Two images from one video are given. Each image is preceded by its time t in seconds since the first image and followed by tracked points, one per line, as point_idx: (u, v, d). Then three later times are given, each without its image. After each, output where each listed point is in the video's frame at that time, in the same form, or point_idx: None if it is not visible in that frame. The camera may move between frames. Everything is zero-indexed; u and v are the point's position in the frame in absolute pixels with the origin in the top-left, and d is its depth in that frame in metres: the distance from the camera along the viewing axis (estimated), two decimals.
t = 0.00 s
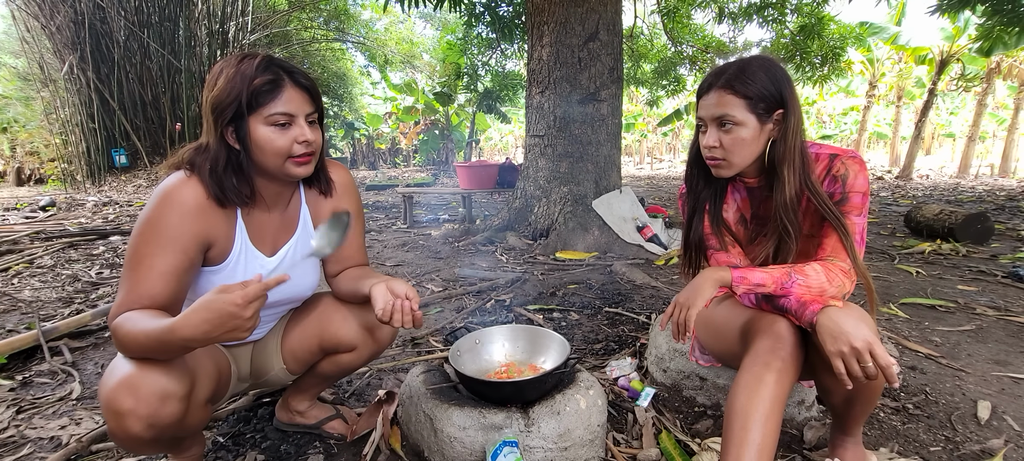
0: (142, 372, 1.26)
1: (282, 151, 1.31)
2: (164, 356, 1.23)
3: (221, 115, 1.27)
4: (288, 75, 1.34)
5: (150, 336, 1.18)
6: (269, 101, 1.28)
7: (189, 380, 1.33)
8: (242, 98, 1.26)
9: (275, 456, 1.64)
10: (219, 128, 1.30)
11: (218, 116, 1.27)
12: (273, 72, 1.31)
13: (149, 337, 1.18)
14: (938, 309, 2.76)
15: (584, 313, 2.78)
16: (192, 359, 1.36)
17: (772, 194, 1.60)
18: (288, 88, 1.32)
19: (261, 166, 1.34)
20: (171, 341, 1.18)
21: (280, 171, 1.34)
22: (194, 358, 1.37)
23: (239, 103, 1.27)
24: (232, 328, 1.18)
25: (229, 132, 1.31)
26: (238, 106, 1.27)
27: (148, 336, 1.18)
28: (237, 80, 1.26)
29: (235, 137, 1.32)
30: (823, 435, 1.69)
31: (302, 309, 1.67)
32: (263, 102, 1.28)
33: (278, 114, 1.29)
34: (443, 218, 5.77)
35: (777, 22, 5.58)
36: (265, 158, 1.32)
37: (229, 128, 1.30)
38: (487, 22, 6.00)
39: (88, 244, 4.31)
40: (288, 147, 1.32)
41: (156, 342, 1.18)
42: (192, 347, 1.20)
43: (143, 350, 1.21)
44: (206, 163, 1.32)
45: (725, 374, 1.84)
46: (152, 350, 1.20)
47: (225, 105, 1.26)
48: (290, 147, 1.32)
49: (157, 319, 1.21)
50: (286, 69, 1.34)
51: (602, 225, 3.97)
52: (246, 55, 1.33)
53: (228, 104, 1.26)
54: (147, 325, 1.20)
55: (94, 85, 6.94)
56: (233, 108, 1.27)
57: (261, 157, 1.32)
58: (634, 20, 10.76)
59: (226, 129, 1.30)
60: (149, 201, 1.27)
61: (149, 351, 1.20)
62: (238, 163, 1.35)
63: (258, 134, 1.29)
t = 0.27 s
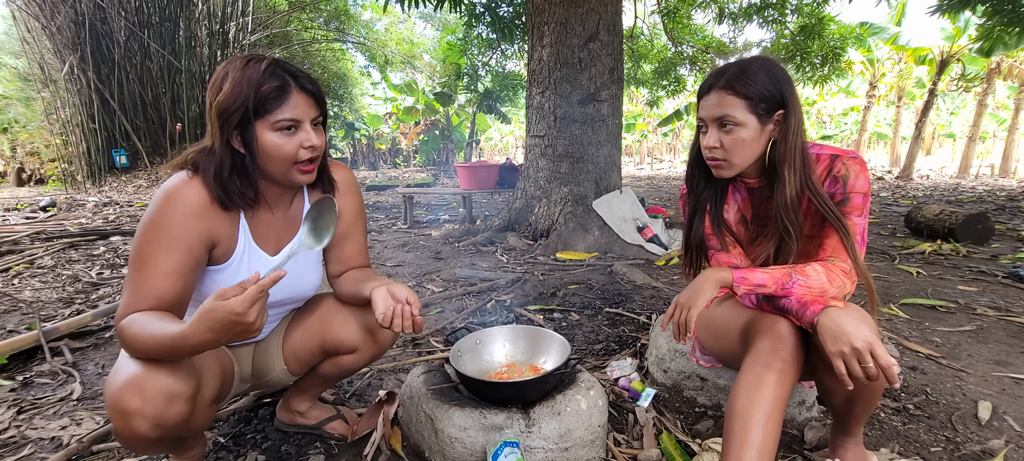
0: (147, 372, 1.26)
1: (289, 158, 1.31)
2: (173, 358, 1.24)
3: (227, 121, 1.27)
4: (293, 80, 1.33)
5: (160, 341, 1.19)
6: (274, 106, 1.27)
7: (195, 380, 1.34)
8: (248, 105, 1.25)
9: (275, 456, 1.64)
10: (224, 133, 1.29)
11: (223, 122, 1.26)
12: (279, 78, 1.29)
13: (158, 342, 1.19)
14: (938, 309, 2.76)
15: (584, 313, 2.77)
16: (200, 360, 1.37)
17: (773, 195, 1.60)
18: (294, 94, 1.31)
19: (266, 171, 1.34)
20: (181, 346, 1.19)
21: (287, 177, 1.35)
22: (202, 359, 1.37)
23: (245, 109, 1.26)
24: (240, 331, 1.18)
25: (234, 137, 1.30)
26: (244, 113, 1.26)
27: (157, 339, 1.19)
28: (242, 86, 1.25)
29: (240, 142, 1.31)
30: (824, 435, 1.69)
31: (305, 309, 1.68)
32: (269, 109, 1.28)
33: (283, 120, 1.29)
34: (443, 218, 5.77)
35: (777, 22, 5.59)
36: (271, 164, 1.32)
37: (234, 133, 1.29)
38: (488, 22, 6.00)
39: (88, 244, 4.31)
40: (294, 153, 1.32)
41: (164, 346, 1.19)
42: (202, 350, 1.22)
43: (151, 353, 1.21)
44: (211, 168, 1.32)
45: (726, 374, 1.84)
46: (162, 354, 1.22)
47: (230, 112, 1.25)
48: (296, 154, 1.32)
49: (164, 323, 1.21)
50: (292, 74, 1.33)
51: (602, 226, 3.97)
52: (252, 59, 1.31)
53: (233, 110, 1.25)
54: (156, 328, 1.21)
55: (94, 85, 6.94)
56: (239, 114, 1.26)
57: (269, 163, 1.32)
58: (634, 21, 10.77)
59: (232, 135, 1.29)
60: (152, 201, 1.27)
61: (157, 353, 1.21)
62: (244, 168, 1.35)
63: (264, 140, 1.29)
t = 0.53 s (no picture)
0: (153, 373, 1.26)
1: (295, 164, 1.32)
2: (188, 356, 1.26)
3: (232, 131, 1.26)
4: (297, 86, 1.32)
5: (178, 341, 1.22)
6: (280, 114, 1.27)
7: (201, 381, 1.34)
8: (254, 113, 1.25)
9: (275, 457, 1.64)
10: (229, 142, 1.28)
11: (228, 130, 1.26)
12: (282, 86, 1.29)
13: (179, 343, 1.22)
14: (938, 310, 2.76)
15: (584, 313, 2.78)
16: (208, 361, 1.38)
17: (773, 195, 1.61)
18: (298, 101, 1.31)
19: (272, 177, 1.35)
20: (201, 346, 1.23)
21: (292, 182, 1.36)
22: (209, 359, 1.38)
23: (251, 117, 1.25)
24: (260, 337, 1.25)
25: (240, 147, 1.29)
26: (250, 121, 1.26)
27: (174, 337, 1.22)
28: (247, 94, 1.24)
29: (245, 151, 1.31)
30: (824, 435, 1.69)
31: (305, 310, 1.67)
32: (274, 117, 1.27)
33: (288, 128, 1.29)
34: (443, 219, 5.77)
35: (777, 23, 5.60)
36: (277, 171, 1.33)
37: (239, 141, 1.28)
38: (488, 22, 6.00)
39: (88, 244, 4.31)
40: (300, 159, 1.33)
41: (185, 346, 1.23)
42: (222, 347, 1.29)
43: (167, 353, 1.24)
44: (214, 175, 1.31)
45: (726, 375, 1.84)
46: (180, 354, 1.24)
47: (235, 121, 1.25)
48: (302, 160, 1.33)
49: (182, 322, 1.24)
50: (295, 81, 1.32)
51: (602, 226, 3.97)
52: (253, 67, 1.29)
53: (239, 118, 1.24)
54: (171, 327, 1.23)
55: (94, 85, 6.94)
56: (244, 123, 1.25)
57: (274, 170, 1.33)
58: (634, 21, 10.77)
59: (237, 143, 1.29)
60: (153, 202, 1.27)
61: (173, 352, 1.23)
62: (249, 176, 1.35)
63: (270, 147, 1.29)
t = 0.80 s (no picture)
0: (155, 374, 1.27)
1: (303, 165, 1.34)
2: (194, 358, 1.28)
3: (246, 132, 1.26)
4: (308, 89, 1.34)
5: (186, 343, 1.24)
6: (293, 117, 1.28)
7: (203, 382, 1.34)
8: (269, 115, 1.26)
9: (275, 457, 1.64)
10: (240, 144, 1.28)
11: (240, 133, 1.25)
12: (297, 90, 1.30)
13: (187, 345, 1.24)
14: (938, 310, 2.76)
15: (584, 314, 2.78)
16: (210, 363, 1.38)
17: (773, 196, 1.61)
18: (312, 104, 1.33)
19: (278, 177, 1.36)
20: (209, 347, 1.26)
21: (298, 181, 1.38)
22: (210, 360, 1.39)
23: (266, 119, 1.26)
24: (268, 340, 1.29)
25: (250, 149, 1.29)
26: (266, 122, 1.26)
27: (181, 338, 1.23)
28: (264, 97, 1.25)
29: (254, 152, 1.30)
30: (824, 436, 1.69)
31: (305, 310, 1.67)
32: (287, 119, 1.28)
33: (301, 131, 1.31)
34: (443, 219, 5.78)
35: (777, 23, 5.60)
36: (287, 171, 1.34)
37: (251, 143, 1.28)
38: (488, 23, 6.01)
39: (88, 245, 4.31)
40: (309, 160, 1.35)
41: (193, 347, 1.25)
42: (229, 350, 1.31)
43: (173, 355, 1.25)
44: (221, 176, 1.31)
45: (726, 375, 1.84)
46: (188, 356, 1.26)
47: (249, 123, 1.25)
48: (310, 161, 1.35)
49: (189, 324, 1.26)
50: (305, 83, 1.33)
51: (602, 227, 3.97)
52: (266, 69, 1.29)
53: (254, 120, 1.25)
54: (176, 328, 1.24)
55: (94, 86, 6.94)
56: (259, 126, 1.26)
57: (284, 170, 1.34)
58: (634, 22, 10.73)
59: (248, 145, 1.28)
60: (152, 203, 1.27)
61: (180, 354, 1.25)
62: (257, 176, 1.35)
63: (280, 148, 1.31)
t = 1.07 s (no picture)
0: (154, 375, 1.27)
1: (304, 164, 1.34)
2: (193, 359, 1.27)
3: (249, 130, 1.26)
4: (309, 88, 1.34)
5: (185, 343, 1.23)
6: (294, 116, 1.29)
7: (203, 383, 1.34)
8: (271, 114, 1.26)
9: (275, 458, 1.64)
10: (242, 143, 1.28)
11: (241, 132, 1.26)
12: (299, 89, 1.30)
13: (187, 346, 1.24)
14: (938, 311, 2.76)
15: (584, 314, 2.77)
16: (210, 364, 1.38)
17: (773, 196, 1.61)
18: (313, 104, 1.33)
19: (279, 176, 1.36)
20: (209, 348, 1.26)
21: (300, 180, 1.38)
22: (211, 362, 1.38)
23: (268, 118, 1.26)
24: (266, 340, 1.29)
25: (252, 147, 1.29)
26: (267, 121, 1.26)
27: (181, 339, 1.23)
28: (266, 96, 1.25)
29: (255, 151, 1.31)
30: (824, 436, 1.69)
31: (303, 310, 1.67)
32: (288, 118, 1.28)
33: (302, 129, 1.31)
34: (443, 219, 5.78)
35: (777, 23, 5.61)
36: (288, 170, 1.34)
37: (252, 142, 1.29)
38: (488, 23, 6.02)
39: (88, 245, 4.31)
40: (310, 159, 1.35)
41: (193, 349, 1.24)
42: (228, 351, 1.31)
43: (172, 356, 1.25)
44: (222, 175, 1.31)
45: (726, 376, 1.84)
46: (187, 358, 1.26)
47: (251, 121, 1.25)
48: (311, 159, 1.35)
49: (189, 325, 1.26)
50: (307, 83, 1.34)
51: (602, 227, 3.97)
52: (268, 68, 1.29)
53: (256, 119, 1.25)
54: (176, 329, 1.24)
55: (94, 86, 6.94)
56: (260, 124, 1.26)
57: (285, 169, 1.34)
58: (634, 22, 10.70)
59: (250, 144, 1.29)
60: (151, 203, 1.27)
61: (179, 355, 1.25)
62: (258, 175, 1.35)
63: (281, 147, 1.31)
